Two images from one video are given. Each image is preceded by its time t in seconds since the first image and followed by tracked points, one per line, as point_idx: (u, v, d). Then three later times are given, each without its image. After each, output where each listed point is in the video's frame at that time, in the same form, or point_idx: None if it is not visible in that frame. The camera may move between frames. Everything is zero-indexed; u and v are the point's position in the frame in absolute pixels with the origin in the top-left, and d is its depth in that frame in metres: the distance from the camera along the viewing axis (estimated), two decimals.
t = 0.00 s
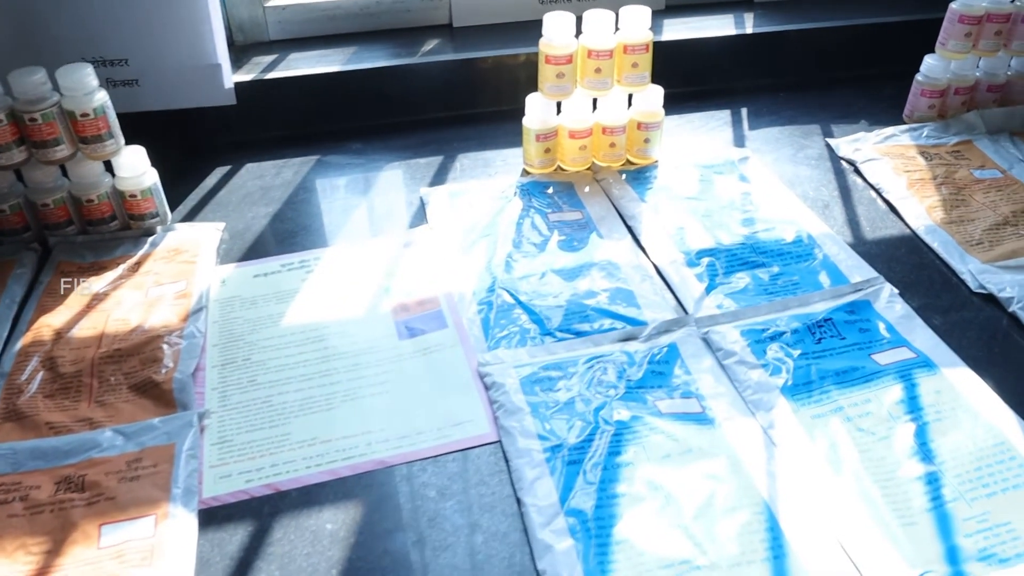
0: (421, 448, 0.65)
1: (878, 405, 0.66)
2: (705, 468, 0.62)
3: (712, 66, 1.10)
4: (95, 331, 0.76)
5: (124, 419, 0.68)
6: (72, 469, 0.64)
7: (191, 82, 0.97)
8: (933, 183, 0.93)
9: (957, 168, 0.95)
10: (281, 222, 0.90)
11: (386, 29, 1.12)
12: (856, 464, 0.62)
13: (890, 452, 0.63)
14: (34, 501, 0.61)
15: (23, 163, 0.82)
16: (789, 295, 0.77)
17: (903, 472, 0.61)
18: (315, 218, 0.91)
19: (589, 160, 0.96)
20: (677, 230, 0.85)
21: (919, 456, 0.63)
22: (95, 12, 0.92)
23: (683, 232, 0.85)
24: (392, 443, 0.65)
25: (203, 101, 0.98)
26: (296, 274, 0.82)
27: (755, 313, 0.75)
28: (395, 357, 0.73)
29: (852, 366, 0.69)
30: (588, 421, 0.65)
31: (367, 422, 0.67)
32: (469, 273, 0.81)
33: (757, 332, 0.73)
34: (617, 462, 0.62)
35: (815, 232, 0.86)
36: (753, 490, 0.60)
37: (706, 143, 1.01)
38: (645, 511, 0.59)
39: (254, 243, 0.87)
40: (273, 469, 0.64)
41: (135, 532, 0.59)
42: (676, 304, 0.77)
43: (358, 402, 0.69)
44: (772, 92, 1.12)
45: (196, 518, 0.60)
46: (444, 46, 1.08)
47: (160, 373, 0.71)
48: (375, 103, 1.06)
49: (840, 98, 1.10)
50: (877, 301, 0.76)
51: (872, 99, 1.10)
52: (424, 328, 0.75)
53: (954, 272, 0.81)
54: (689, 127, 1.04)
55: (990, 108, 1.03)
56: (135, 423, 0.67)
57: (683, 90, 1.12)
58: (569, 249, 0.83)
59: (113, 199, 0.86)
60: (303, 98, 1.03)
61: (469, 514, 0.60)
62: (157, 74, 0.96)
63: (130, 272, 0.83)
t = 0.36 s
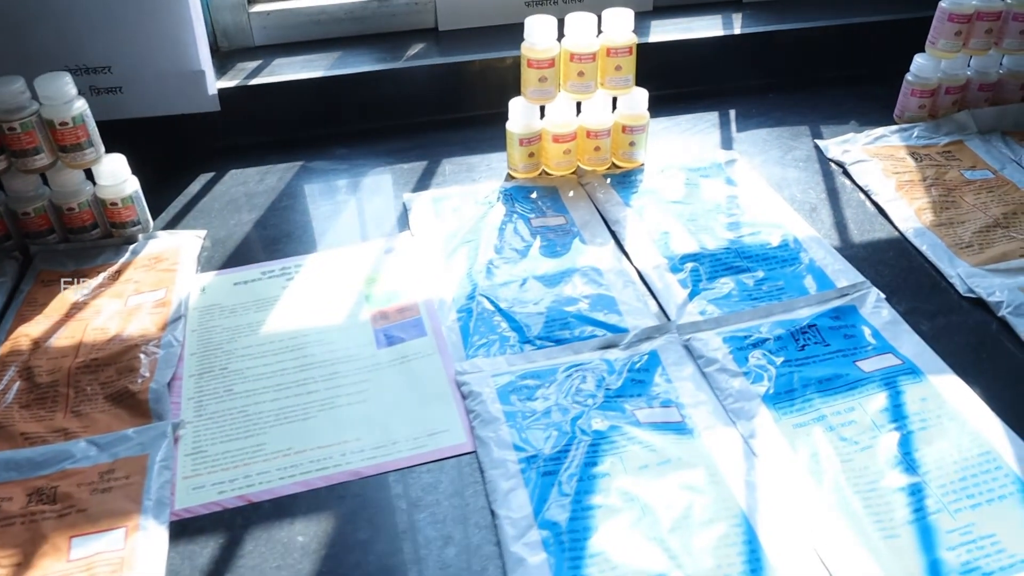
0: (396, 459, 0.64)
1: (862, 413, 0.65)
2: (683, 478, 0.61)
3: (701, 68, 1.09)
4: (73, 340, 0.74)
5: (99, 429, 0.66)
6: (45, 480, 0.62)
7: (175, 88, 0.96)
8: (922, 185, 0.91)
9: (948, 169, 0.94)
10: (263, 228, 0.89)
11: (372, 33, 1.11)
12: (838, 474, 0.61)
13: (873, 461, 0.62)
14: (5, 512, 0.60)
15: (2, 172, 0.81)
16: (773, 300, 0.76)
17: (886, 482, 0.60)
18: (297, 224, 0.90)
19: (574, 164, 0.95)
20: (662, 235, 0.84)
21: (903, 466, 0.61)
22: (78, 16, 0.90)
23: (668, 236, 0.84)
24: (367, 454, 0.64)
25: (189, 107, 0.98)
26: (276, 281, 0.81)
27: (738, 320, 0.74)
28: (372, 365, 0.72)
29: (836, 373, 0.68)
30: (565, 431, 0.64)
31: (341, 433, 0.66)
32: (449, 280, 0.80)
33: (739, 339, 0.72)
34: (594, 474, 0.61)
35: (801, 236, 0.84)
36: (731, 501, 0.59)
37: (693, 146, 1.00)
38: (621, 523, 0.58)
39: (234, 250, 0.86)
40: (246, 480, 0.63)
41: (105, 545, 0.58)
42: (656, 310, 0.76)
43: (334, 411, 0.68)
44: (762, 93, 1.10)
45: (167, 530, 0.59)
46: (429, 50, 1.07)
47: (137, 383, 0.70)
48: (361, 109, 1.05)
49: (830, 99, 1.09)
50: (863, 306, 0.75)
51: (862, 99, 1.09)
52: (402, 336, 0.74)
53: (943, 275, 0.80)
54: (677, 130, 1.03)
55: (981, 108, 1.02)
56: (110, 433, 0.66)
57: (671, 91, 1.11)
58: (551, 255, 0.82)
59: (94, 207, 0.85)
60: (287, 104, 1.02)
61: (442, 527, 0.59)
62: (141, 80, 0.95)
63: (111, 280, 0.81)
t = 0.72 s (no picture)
0: (340, 464, 0.64)
1: (812, 418, 0.64)
2: (625, 484, 0.60)
3: (678, 67, 1.08)
4: (31, 345, 0.75)
5: (49, 434, 0.67)
6: None
7: (145, 93, 0.97)
8: (894, 184, 0.90)
9: (921, 168, 0.92)
10: (230, 232, 0.90)
11: (348, 36, 1.11)
12: (783, 479, 0.60)
13: (819, 466, 0.61)
14: None
15: None
16: (732, 303, 0.75)
17: (831, 488, 0.59)
18: (264, 228, 0.90)
19: (543, 165, 0.94)
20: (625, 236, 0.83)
21: (850, 471, 0.61)
22: (47, 24, 0.91)
23: (630, 237, 0.83)
24: (312, 459, 0.64)
25: (159, 112, 0.98)
26: (236, 285, 0.82)
27: (694, 323, 0.73)
28: (325, 369, 0.72)
29: (789, 377, 0.67)
30: (509, 435, 0.64)
31: (289, 437, 0.66)
32: (408, 282, 0.79)
33: (693, 342, 0.71)
34: (535, 479, 0.60)
35: (767, 237, 0.83)
36: (672, 507, 0.59)
37: (665, 147, 0.99)
38: (559, 529, 0.57)
39: (199, 255, 0.86)
40: (191, 484, 0.63)
41: (44, 550, 0.58)
42: (612, 313, 0.75)
43: (283, 416, 0.68)
44: (740, 93, 1.09)
45: (107, 536, 0.60)
46: (403, 52, 1.07)
47: (89, 388, 0.70)
48: (334, 111, 1.04)
49: (808, 98, 1.08)
50: (823, 308, 0.74)
51: (841, 98, 1.07)
52: (356, 340, 0.74)
53: (908, 276, 0.79)
54: (650, 131, 1.02)
55: (960, 105, 1.00)
56: (59, 439, 0.66)
57: (648, 91, 1.10)
58: (512, 257, 0.82)
59: (59, 213, 0.85)
60: (260, 107, 1.02)
61: (381, 533, 0.59)
62: (110, 86, 0.96)
63: (73, 285, 0.82)
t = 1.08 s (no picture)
0: (283, 460, 0.64)
1: (756, 429, 0.64)
2: (560, 489, 0.60)
3: (662, 72, 1.08)
4: None
5: (6, 422, 0.68)
6: None
7: (131, 90, 0.98)
8: (869, 194, 0.89)
9: (899, 178, 0.91)
10: (204, 228, 0.91)
11: (335, 35, 1.12)
12: (719, 489, 0.60)
13: (758, 478, 0.60)
14: None
15: None
16: (690, 310, 0.74)
17: (766, 500, 0.59)
18: (238, 225, 0.91)
19: (517, 168, 0.94)
20: (591, 240, 0.83)
21: (788, 485, 0.60)
22: (34, 21, 0.93)
23: (596, 242, 0.83)
24: (257, 454, 0.65)
25: (144, 109, 0.99)
26: (203, 281, 0.83)
27: (648, 330, 0.73)
28: (280, 366, 0.73)
29: (737, 387, 0.67)
30: (450, 437, 0.64)
31: (237, 432, 0.67)
32: (369, 281, 0.80)
33: (645, 349, 0.71)
34: (471, 481, 0.61)
35: (732, 244, 0.82)
36: (605, 514, 0.59)
37: (643, 151, 0.99)
38: (489, 533, 0.57)
39: (171, 249, 0.87)
40: (138, 475, 0.64)
41: None
42: (567, 318, 0.75)
43: (234, 411, 0.69)
44: (725, 99, 1.09)
45: (50, 523, 0.61)
46: (387, 52, 1.08)
47: (49, 378, 0.72)
48: (316, 109, 1.05)
49: (794, 105, 1.07)
50: (781, 318, 0.73)
51: (827, 105, 1.06)
52: (313, 338, 0.75)
53: (873, 287, 0.78)
54: (630, 135, 1.02)
55: (945, 115, 0.99)
56: (15, 427, 0.68)
57: (632, 95, 1.09)
58: (474, 259, 0.82)
59: (37, 205, 0.87)
60: (243, 105, 1.03)
61: (315, 529, 0.60)
62: (95, 82, 0.97)
63: (46, 277, 0.83)
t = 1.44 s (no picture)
0: (231, 453, 0.65)
1: (701, 432, 0.63)
2: (499, 488, 0.61)
3: (644, 75, 1.08)
4: None
5: None
6: None
7: (113, 86, 0.99)
8: (840, 200, 0.88)
9: (872, 184, 0.90)
10: (178, 223, 0.92)
11: (320, 35, 1.13)
12: (658, 491, 0.60)
13: (698, 481, 0.60)
14: None
15: None
16: (647, 312, 0.74)
17: (703, 503, 0.59)
18: (212, 221, 0.93)
19: (491, 169, 0.94)
20: (555, 241, 0.83)
21: (728, 488, 0.60)
22: (19, 18, 0.94)
23: (560, 243, 0.83)
24: (207, 446, 0.66)
25: (127, 106, 1.01)
26: (172, 276, 0.84)
27: (603, 332, 0.73)
28: (237, 360, 0.74)
29: (685, 390, 0.67)
30: (395, 434, 0.64)
31: (190, 424, 0.68)
32: (332, 279, 0.81)
33: (596, 350, 0.71)
34: (411, 478, 0.61)
35: (696, 247, 0.82)
36: (542, 514, 0.59)
37: (618, 154, 0.99)
38: (424, 529, 0.58)
39: (144, 243, 0.89)
40: (89, 464, 0.65)
41: None
42: (524, 318, 0.75)
43: (188, 403, 0.70)
44: (705, 103, 1.09)
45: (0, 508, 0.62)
46: (369, 52, 1.08)
47: (11, 366, 0.73)
48: (297, 107, 1.06)
49: (774, 110, 1.06)
50: (738, 322, 0.73)
51: (807, 111, 1.06)
52: (272, 334, 0.76)
53: (835, 293, 0.77)
54: (608, 138, 1.02)
55: (925, 122, 0.97)
56: None
57: (613, 97, 1.09)
58: (438, 259, 0.82)
59: (14, 198, 0.88)
60: (224, 103, 1.04)
61: (257, 521, 0.60)
62: (79, 78, 0.98)
63: (18, 267, 0.85)
